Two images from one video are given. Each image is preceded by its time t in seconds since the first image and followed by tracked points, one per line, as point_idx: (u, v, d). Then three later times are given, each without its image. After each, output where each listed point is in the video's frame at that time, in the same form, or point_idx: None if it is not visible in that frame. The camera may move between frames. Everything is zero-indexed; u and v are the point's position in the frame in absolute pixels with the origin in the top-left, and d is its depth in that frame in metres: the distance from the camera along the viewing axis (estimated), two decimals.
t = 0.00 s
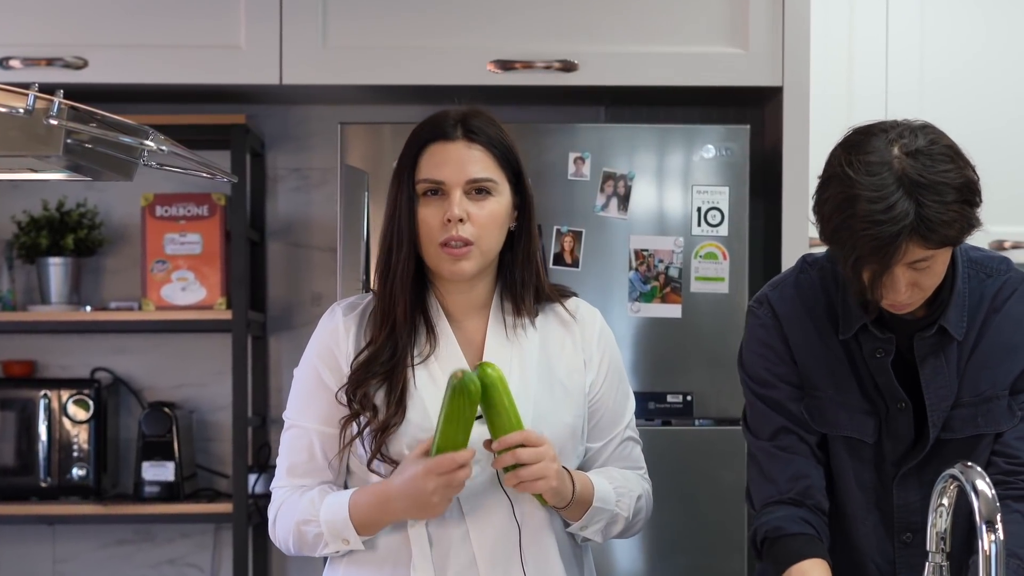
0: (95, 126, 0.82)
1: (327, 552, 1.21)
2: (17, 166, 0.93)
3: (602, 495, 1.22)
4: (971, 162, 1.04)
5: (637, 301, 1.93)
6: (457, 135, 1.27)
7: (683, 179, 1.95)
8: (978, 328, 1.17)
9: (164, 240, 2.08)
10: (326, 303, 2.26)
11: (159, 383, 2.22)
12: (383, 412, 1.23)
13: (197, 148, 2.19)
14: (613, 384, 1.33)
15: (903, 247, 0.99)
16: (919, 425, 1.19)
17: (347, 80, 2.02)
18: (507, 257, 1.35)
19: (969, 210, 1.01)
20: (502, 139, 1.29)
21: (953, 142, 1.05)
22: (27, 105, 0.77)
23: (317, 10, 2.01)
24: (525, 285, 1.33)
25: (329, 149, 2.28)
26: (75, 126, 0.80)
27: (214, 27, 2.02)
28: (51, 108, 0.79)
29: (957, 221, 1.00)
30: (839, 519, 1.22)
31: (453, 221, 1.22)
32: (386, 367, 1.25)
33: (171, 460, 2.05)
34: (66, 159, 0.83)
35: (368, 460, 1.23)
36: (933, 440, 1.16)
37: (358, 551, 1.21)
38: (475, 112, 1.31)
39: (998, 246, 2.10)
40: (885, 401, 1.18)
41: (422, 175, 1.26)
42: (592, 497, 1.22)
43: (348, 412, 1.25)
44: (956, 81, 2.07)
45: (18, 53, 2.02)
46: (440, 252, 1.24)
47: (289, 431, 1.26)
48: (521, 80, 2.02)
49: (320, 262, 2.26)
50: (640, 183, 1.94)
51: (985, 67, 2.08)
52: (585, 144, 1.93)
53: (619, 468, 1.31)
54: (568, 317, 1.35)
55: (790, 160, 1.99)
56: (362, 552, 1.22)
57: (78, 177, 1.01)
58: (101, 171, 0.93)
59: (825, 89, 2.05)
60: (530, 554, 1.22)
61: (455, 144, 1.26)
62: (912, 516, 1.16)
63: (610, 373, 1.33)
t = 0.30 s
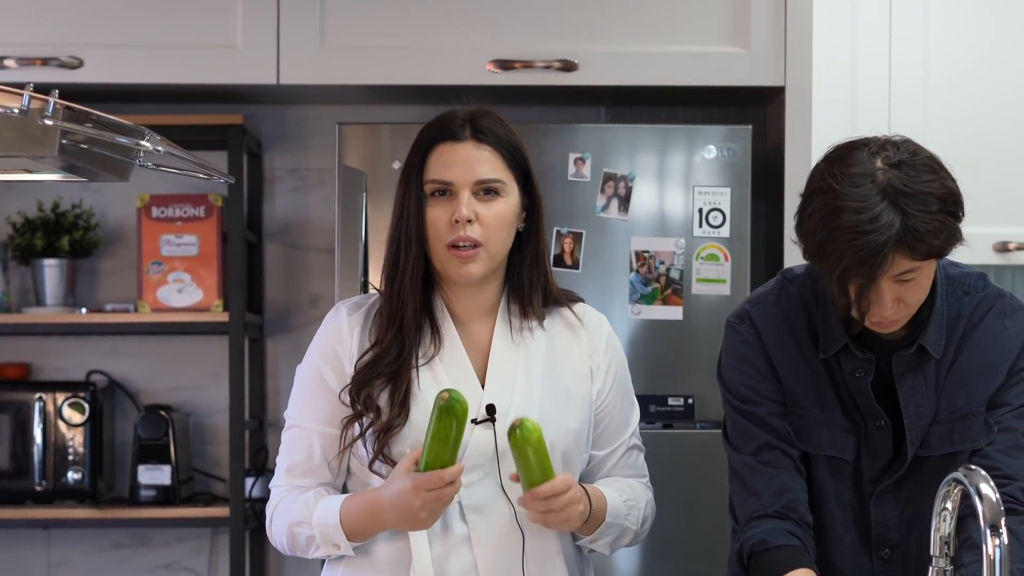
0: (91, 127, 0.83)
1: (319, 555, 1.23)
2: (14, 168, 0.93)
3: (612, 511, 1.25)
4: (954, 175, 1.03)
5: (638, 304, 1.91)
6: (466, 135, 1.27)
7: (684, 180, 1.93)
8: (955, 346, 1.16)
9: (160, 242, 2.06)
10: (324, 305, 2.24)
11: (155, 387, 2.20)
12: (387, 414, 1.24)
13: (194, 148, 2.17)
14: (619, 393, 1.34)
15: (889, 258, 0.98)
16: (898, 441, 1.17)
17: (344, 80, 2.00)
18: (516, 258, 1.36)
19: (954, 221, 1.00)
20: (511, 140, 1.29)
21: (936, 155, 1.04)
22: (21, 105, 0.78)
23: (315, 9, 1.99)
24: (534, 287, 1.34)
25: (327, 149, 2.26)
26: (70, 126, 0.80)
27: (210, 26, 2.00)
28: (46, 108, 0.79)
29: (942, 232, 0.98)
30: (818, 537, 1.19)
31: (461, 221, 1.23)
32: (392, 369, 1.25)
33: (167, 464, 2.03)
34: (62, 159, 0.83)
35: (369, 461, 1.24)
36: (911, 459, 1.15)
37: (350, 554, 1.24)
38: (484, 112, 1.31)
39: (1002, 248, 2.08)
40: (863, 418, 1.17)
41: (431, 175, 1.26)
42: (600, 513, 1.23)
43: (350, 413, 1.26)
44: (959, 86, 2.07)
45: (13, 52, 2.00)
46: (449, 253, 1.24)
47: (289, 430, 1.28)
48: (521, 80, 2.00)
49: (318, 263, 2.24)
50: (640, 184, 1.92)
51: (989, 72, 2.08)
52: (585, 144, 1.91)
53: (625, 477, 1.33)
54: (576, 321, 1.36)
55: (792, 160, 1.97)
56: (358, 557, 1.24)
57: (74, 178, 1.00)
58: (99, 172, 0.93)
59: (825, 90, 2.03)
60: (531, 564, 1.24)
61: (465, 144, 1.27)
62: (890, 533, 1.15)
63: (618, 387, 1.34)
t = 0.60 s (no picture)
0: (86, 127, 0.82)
1: (320, 558, 1.21)
2: (5, 167, 0.91)
3: (617, 521, 1.23)
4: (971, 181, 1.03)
5: (639, 306, 1.89)
6: (480, 130, 1.27)
7: (685, 180, 1.91)
8: (973, 358, 1.15)
9: (157, 243, 2.04)
10: (321, 307, 2.22)
11: (151, 390, 2.18)
12: (390, 417, 1.22)
13: (190, 149, 2.15)
14: (624, 399, 1.33)
15: (913, 264, 0.96)
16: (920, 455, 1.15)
17: (341, 80, 1.98)
18: (527, 262, 1.35)
19: (974, 226, 0.99)
20: (523, 138, 1.30)
21: (952, 163, 1.03)
22: (15, 105, 0.77)
23: (312, 8, 1.97)
24: (543, 288, 1.33)
25: (325, 150, 2.24)
26: (65, 126, 0.79)
27: (206, 25, 1.98)
28: (41, 108, 0.78)
29: (965, 236, 0.97)
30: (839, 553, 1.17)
31: (476, 214, 1.21)
32: (398, 371, 1.24)
33: (163, 467, 2.01)
34: (57, 160, 0.82)
35: (370, 465, 1.23)
36: (934, 475, 1.13)
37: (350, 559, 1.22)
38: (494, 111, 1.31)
39: (1006, 249, 2.07)
40: (885, 434, 1.15)
41: (444, 169, 1.25)
42: (605, 521, 1.21)
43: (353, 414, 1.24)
44: (965, 87, 2.06)
45: (7, 52, 1.97)
46: (460, 247, 1.22)
47: (290, 431, 1.26)
48: (520, 79, 1.98)
49: (315, 265, 2.22)
50: (641, 185, 1.90)
51: (996, 74, 2.07)
52: (585, 145, 1.89)
53: (628, 485, 1.31)
54: (582, 326, 1.35)
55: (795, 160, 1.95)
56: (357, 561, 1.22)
57: (68, 179, 0.98)
58: (94, 173, 0.92)
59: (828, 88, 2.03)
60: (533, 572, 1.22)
61: (478, 139, 1.27)
62: (912, 550, 1.12)
63: (622, 396, 1.33)
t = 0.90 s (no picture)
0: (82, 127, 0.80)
1: (323, 565, 1.19)
2: None
3: (618, 523, 1.20)
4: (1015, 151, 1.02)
5: (640, 308, 1.87)
6: (475, 138, 1.25)
7: (687, 181, 1.89)
8: (1018, 348, 1.13)
9: (153, 244, 2.03)
10: (319, 309, 2.20)
11: (147, 393, 2.16)
12: (389, 420, 1.21)
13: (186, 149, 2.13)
14: (625, 400, 1.32)
15: (973, 239, 0.94)
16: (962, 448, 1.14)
17: (339, 80, 1.96)
18: (524, 263, 1.33)
19: None
20: (520, 142, 1.27)
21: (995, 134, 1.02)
22: (10, 105, 0.75)
23: (309, 7, 1.95)
24: (541, 292, 1.32)
25: (322, 151, 2.22)
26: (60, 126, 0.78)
27: (203, 25, 1.96)
28: (36, 108, 0.76)
29: (1020, 207, 0.96)
30: (879, 547, 1.15)
31: (468, 225, 1.19)
32: (396, 375, 1.22)
33: (159, 471, 1.99)
34: (52, 160, 0.81)
35: (370, 469, 1.21)
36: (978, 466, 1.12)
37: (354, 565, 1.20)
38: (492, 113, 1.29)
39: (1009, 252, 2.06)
40: (927, 426, 1.13)
41: (439, 175, 1.24)
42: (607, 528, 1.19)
43: (351, 419, 1.22)
44: (969, 88, 2.05)
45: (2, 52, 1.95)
46: (454, 257, 1.21)
47: (289, 436, 1.24)
48: (519, 79, 1.96)
49: (313, 267, 2.21)
50: (641, 186, 1.88)
51: (1001, 75, 2.05)
52: (586, 145, 1.87)
53: (628, 486, 1.29)
54: (582, 327, 1.33)
55: (797, 161, 1.93)
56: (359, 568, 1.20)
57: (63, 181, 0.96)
58: (89, 174, 0.90)
59: (830, 88, 2.01)
60: None
61: (474, 147, 1.24)
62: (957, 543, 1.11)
63: (622, 395, 1.31)
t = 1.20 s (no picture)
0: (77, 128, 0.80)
1: (323, 572, 1.17)
2: None
3: (619, 527, 1.18)
4: None
5: (641, 310, 1.85)
6: (462, 142, 1.22)
7: (689, 182, 1.87)
8: None
9: (149, 246, 2.00)
10: (317, 311, 2.18)
11: (143, 395, 2.14)
12: (389, 425, 1.18)
13: (183, 150, 2.11)
14: (626, 400, 1.30)
15: None
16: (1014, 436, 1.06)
17: (337, 81, 1.94)
18: (522, 262, 1.31)
19: None
20: (509, 143, 1.25)
21: None
22: (4, 105, 0.76)
23: (307, 7, 1.93)
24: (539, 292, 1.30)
25: (320, 151, 2.20)
26: (55, 126, 0.78)
27: (200, 24, 1.94)
28: (31, 108, 0.77)
29: None
30: (913, 539, 1.08)
31: (461, 230, 1.18)
32: (395, 379, 1.20)
33: (155, 475, 1.97)
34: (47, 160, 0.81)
35: (370, 475, 1.19)
36: None
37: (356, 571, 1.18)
38: (478, 113, 1.27)
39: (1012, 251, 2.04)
40: (974, 411, 1.06)
41: (430, 178, 1.22)
42: (609, 527, 1.17)
43: (350, 425, 1.20)
44: (973, 87, 2.03)
45: None
46: (448, 263, 1.20)
47: (288, 443, 1.22)
48: (519, 79, 1.94)
49: (310, 268, 2.19)
50: (643, 187, 1.86)
51: (1004, 75, 2.04)
52: (586, 146, 1.85)
53: (629, 489, 1.27)
54: (581, 326, 1.31)
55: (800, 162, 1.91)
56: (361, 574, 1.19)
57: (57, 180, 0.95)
58: (85, 175, 0.89)
59: (833, 88, 1.99)
60: None
61: (461, 152, 1.22)
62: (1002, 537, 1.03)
63: (624, 396, 1.29)
